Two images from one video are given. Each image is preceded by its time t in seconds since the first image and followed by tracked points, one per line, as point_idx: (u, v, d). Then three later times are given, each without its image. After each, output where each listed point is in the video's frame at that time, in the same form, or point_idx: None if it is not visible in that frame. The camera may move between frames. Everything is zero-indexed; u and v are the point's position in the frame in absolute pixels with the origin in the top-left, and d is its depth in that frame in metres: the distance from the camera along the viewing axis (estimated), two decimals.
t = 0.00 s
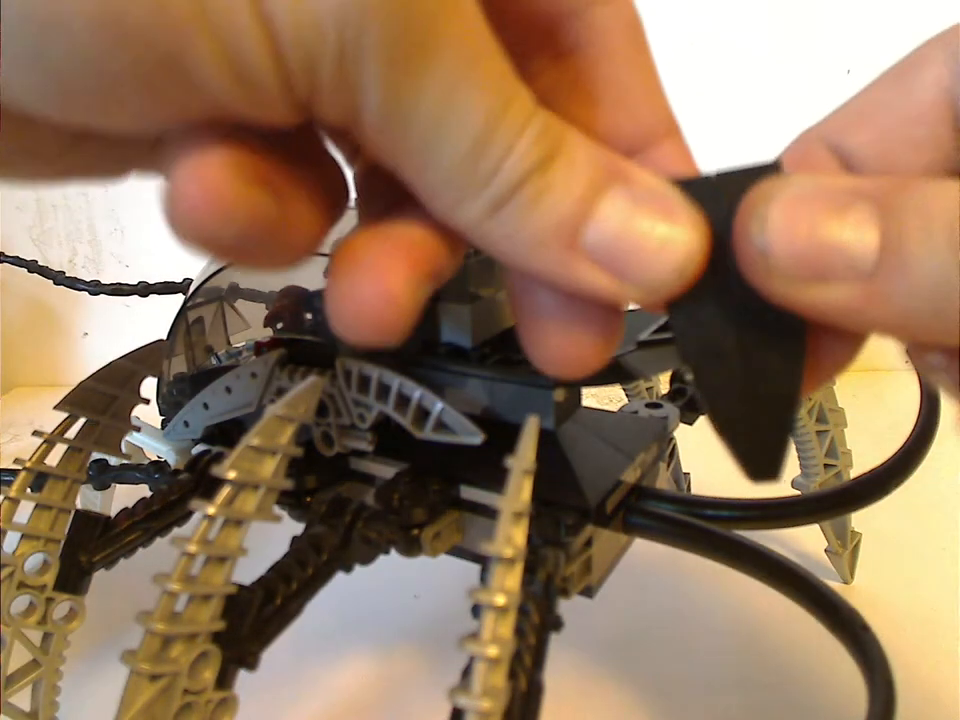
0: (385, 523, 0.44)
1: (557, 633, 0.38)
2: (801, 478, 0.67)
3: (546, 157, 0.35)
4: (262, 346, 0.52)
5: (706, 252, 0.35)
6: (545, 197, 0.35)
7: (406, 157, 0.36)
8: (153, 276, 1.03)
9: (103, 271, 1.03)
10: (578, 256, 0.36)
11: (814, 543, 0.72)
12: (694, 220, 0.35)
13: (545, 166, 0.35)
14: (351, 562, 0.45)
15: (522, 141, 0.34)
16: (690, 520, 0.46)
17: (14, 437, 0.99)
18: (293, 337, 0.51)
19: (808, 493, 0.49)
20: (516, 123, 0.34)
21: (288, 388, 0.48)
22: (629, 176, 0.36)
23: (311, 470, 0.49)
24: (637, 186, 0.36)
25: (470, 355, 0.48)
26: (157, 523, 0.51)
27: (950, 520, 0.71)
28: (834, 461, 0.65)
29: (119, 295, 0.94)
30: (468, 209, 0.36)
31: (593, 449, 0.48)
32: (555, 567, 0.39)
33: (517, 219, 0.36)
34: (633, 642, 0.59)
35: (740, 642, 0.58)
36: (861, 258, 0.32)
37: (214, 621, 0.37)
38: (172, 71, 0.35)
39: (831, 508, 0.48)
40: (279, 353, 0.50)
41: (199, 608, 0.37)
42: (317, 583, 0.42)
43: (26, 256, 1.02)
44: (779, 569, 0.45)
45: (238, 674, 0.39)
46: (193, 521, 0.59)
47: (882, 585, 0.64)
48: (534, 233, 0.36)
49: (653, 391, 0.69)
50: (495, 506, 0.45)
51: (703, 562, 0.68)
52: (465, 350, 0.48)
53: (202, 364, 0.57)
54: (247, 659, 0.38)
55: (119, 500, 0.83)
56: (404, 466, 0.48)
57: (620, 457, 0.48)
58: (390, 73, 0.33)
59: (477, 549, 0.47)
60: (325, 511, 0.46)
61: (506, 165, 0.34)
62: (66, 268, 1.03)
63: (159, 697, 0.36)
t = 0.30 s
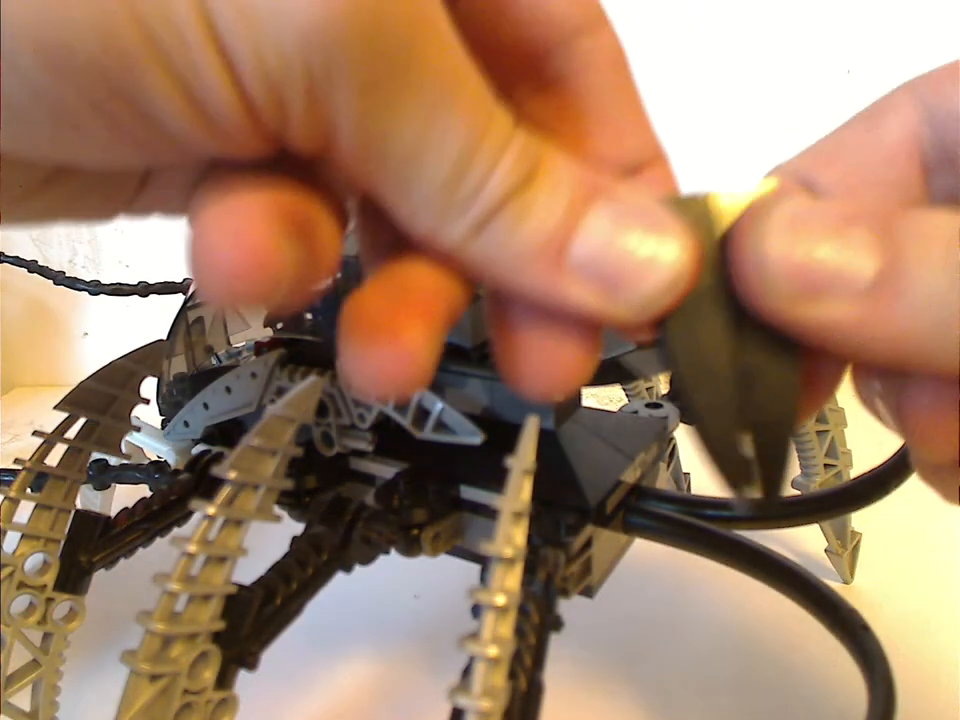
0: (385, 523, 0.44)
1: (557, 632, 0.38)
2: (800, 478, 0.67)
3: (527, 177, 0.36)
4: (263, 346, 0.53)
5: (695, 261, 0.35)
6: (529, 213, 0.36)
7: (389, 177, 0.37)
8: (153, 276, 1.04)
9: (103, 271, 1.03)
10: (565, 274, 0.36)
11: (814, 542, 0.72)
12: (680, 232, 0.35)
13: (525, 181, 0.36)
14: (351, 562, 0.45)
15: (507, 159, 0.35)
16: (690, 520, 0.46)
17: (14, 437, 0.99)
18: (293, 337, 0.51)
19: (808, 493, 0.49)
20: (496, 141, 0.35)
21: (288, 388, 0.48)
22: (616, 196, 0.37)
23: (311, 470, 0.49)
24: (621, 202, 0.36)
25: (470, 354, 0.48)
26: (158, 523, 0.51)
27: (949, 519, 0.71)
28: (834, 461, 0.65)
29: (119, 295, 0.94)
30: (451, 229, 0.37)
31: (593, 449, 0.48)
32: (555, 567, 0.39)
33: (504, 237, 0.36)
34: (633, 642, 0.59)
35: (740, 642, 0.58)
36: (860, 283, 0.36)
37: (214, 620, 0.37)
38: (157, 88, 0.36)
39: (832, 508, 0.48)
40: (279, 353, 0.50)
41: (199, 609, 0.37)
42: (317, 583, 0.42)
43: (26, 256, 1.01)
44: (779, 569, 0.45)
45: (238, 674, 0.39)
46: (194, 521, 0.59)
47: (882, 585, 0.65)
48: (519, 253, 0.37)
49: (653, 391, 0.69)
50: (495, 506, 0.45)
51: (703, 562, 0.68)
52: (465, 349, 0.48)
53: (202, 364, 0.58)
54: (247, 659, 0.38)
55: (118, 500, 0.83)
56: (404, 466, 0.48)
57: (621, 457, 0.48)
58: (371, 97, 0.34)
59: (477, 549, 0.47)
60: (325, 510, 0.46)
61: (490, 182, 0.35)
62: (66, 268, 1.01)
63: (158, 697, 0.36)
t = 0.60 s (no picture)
0: (385, 523, 0.44)
1: (557, 632, 0.38)
2: (801, 478, 0.67)
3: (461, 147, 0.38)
4: (262, 346, 0.52)
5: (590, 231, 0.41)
6: (454, 182, 0.38)
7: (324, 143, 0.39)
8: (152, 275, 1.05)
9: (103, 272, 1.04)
10: (480, 237, 0.40)
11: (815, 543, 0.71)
12: (578, 198, 0.41)
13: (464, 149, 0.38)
14: (351, 562, 0.44)
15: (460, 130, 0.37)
16: (690, 520, 0.46)
17: (14, 437, 0.99)
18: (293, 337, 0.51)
19: (809, 492, 0.48)
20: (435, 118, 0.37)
21: (288, 387, 0.48)
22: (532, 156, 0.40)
23: (310, 470, 0.49)
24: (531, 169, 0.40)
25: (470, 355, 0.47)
26: (158, 523, 0.50)
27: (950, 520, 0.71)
28: (834, 461, 0.66)
29: (119, 295, 0.94)
30: (382, 185, 0.39)
31: (593, 449, 0.48)
32: (555, 567, 0.39)
33: (425, 198, 0.39)
34: (633, 642, 0.59)
35: (740, 642, 0.58)
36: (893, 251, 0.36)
37: (214, 620, 0.37)
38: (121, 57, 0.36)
39: (833, 507, 0.48)
40: (280, 353, 0.50)
41: (199, 609, 0.37)
42: (317, 583, 0.42)
43: (27, 257, 1.02)
44: (780, 569, 0.45)
45: (238, 674, 0.39)
46: (194, 521, 0.59)
47: (882, 585, 0.65)
48: (439, 213, 0.39)
49: (653, 391, 0.69)
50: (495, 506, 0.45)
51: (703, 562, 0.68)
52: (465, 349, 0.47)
53: (202, 364, 0.58)
54: (247, 659, 0.38)
55: (119, 500, 0.83)
56: (403, 466, 0.48)
57: (621, 457, 0.48)
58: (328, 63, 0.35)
59: (476, 549, 0.47)
60: (325, 511, 0.45)
61: (416, 154, 0.37)
62: (66, 268, 1.02)
63: (158, 697, 0.36)
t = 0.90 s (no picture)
0: (385, 523, 0.44)
1: (557, 633, 0.38)
2: (801, 478, 0.68)
3: (431, 124, 0.36)
4: (262, 346, 0.53)
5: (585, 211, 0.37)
6: (435, 155, 0.36)
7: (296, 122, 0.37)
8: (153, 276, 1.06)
9: (103, 272, 1.04)
10: (467, 215, 0.37)
11: (815, 543, 0.72)
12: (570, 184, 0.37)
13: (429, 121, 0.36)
14: (350, 561, 0.44)
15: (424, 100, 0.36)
16: (691, 520, 0.46)
17: (14, 438, 0.99)
18: (292, 337, 0.51)
19: (809, 493, 0.48)
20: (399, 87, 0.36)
21: (288, 387, 0.48)
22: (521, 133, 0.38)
23: (310, 470, 0.49)
24: (515, 150, 0.37)
25: (470, 355, 0.48)
26: (157, 523, 0.50)
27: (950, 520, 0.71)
28: (834, 461, 0.66)
29: (119, 295, 0.94)
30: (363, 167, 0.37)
31: (594, 449, 0.48)
32: (555, 567, 0.39)
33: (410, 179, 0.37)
34: (633, 642, 0.59)
35: (741, 642, 0.58)
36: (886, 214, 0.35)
37: (214, 620, 0.37)
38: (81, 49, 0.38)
39: (833, 508, 0.48)
40: (280, 353, 0.50)
41: (199, 609, 0.37)
42: (317, 583, 0.42)
43: (27, 257, 1.02)
44: (781, 569, 0.45)
45: (238, 674, 0.39)
46: (194, 521, 0.59)
47: (882, 585, 0.65)
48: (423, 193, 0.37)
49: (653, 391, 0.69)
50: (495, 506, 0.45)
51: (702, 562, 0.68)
52: (465, 350, 0.48)
53: (202, 364, 0.58)
54: (247, 659, 0.38)
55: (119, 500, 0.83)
56: (403, 466, 0.48)
57: (621, 457, 0.48)
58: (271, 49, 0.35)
59: (477, 549, 0.47)
60: (324, 511, 0.45)
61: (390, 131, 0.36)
62: (66, 268, 1.03)
63: (158, 697, 0.36)
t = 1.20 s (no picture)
0: (385, 523, 0.44)
1: (557, 633, 0.38)
2: (801, 477, 0.67)
3: (504, 58, 0.33)
4: (262, 346, 0.52)
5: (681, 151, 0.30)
6: (512, 93, 0.32)
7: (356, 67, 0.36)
8: (153, 276, 1.06)
9: (103, 272, 1.05)
10: (553, 156, 0.32)
11: (816, 544, 0.71)
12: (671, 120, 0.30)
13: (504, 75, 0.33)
14: (351, 562, 0.44)
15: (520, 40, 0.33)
16: (688, 520, 0.46)
17: (14, 438, 0.99)
18: (292, 337, 0.51)
19: (808, 493, 0.49)
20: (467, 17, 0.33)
21: (288, 388, 0.48)
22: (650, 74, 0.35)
23: (310, 470, 0.49)
24: (602, 81, 0.31)
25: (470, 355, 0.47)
26: (157, 523, 0.51)
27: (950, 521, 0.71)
28: (834, 461, 0.66)
29: (119, 295, 0.93)
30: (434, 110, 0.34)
31: (594, 448, 0.48)
32: (555, 568, 0.39)
33: (481, 123, 0.33)
34: (633, 642, 0.59)
35: (741, 643, 0.58)
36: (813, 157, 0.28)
37: (214, 620, 0.37)
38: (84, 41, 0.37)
39: (832, 508, 0.48)
40: (280, 353, 0.50)
41: (199, 609, 0.37)
42: (317, 583, 0.42)
43: (27, 257, 1.02)
44: (780, 568, 0.45)
45: (238, 674, 0.39)
46: (194, 521, 0.59)
47: (883, 586, 0.65)
48: (496, 137, 0.33)
49: (652, 391, 0.69)
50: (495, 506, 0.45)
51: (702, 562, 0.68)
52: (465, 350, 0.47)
53: (202, 364, 0.57)
54: (247, 659, 0.38)
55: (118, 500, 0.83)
56: (404, 466, 0.48)
57: (621, 457, 0.48)
58: None
59: (477, 549, 0.47)
60: (325, 511, 0.45)
61: (461, 66, 0.33)
62: (66, 268, 1.03)
63: (158, 697, 0.36)
